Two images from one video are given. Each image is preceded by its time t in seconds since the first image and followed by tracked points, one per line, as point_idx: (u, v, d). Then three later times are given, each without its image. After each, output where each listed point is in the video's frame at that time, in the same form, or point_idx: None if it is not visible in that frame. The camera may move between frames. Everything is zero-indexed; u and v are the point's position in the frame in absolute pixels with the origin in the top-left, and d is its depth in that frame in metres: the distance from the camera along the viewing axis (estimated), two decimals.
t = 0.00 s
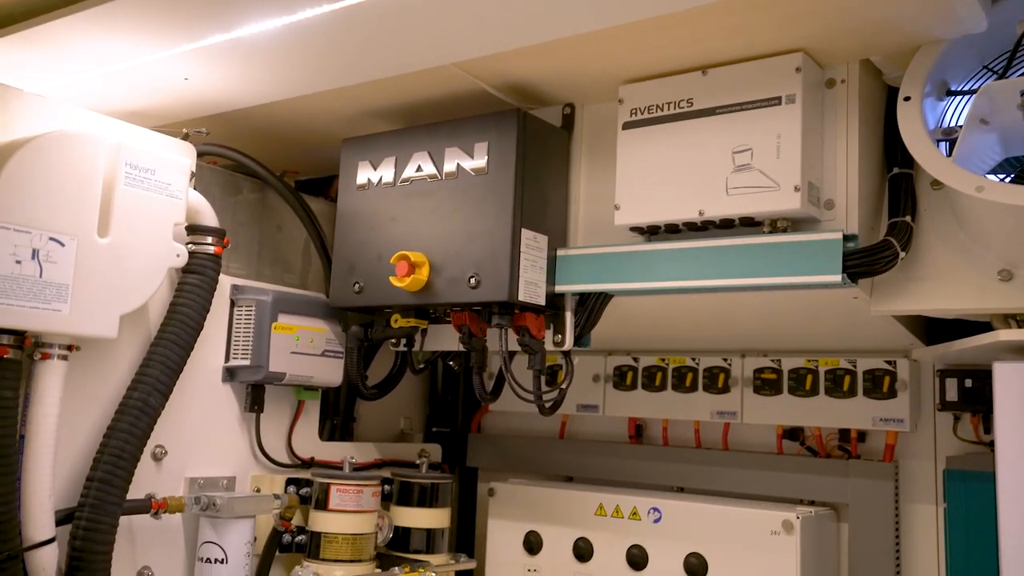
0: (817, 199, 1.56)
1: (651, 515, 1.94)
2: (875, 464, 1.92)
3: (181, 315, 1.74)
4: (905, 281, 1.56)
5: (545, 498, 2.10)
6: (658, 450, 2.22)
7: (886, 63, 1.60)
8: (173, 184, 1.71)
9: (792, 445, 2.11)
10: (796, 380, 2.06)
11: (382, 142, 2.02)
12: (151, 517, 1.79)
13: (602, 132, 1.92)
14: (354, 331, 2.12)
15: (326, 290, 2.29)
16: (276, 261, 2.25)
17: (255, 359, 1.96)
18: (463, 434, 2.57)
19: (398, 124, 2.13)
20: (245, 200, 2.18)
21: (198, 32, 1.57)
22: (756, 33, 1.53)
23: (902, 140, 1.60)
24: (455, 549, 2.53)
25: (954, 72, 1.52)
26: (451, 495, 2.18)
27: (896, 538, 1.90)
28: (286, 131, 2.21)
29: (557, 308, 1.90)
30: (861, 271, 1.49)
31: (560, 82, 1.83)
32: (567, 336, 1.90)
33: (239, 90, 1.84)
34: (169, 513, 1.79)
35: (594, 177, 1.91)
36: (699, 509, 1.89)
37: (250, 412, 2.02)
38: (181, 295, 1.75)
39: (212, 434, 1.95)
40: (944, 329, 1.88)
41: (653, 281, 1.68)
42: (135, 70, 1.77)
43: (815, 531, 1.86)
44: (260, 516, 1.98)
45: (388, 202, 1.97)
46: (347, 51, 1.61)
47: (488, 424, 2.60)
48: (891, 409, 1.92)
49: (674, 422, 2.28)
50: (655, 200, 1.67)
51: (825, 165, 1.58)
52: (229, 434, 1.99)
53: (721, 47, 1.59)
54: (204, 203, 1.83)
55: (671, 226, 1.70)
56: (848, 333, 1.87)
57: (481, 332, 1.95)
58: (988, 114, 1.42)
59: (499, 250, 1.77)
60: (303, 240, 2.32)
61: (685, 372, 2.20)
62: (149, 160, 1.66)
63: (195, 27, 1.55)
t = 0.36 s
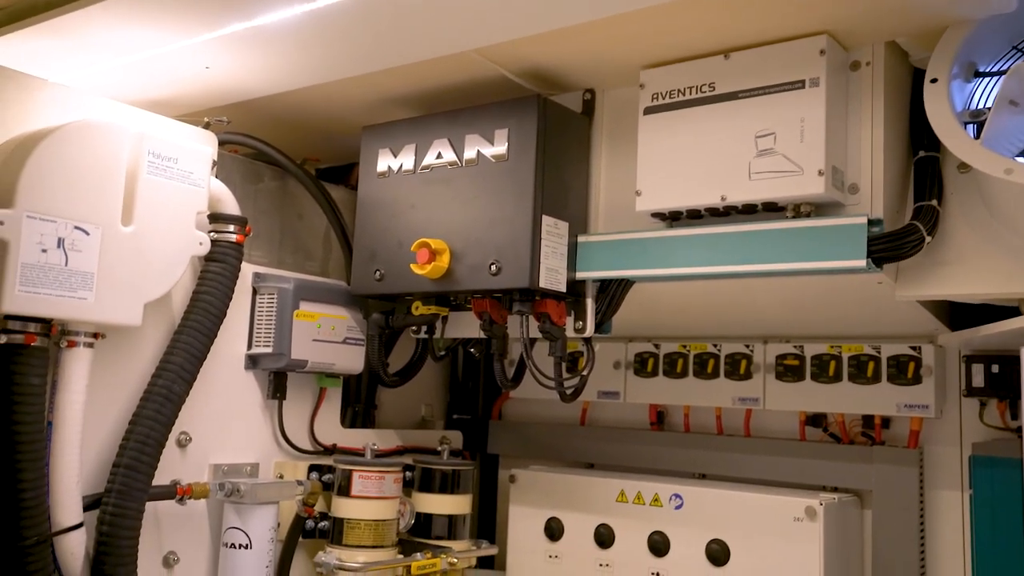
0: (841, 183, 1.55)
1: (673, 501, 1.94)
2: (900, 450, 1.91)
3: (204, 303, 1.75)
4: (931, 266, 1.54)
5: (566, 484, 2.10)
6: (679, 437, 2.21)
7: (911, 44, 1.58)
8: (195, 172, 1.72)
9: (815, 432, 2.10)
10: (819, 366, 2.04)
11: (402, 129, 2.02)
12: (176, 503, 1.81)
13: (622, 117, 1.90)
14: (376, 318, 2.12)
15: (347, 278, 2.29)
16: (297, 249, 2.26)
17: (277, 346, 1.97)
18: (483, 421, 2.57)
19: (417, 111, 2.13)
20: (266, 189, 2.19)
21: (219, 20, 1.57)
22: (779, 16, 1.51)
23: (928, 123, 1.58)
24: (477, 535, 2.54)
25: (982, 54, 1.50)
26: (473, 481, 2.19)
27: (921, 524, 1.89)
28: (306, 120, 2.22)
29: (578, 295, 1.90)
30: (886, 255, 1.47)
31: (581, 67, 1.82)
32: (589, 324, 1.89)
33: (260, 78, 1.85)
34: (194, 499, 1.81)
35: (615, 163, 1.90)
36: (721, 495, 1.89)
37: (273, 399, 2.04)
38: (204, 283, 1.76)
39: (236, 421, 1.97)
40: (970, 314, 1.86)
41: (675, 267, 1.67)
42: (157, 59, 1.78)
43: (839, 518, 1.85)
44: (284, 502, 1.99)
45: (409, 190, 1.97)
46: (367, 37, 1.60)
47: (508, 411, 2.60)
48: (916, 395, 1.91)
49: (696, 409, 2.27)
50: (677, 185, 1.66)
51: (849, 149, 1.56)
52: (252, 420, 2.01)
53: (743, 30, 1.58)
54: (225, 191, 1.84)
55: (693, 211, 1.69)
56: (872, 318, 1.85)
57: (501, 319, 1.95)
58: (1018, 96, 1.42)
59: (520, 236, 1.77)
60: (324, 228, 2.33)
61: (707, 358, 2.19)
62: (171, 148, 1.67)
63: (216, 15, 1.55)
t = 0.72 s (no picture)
0: (854, 167, 1.53)
1: (683, 487, 1.94)
2: (912, 436, 1.90)
3: (215, 289, 1.75)
4: (944, 251, 1.53)
5: (577, 470, 2.10)
6: (690, 422, 2.21)
7: (926, 26, 1.56)
8: (205, 159, 1.72)
9: (827, 417, 2.09)
10: (831, 352, 2.03)
11: (411, 114, 2.01)
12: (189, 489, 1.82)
13: (633, 102, 1.89)
14: (387, 305, 2.14)
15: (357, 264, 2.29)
16: (307, 235, 2.26)
17: (288, 332, 1.97)
18: (494, 407, 2.58)
19: (427, 96, 2.12)
20: (276, 175, 2.19)
21: (227, 6, 1.57)
22: None
23: (943, 106, 1.57)
24: (488, 521, 2.55)
25: (997, 35, 1.48)
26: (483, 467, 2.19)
27: (933, 510, 1.88)
28: (315, 106, 2.21)
29: (589, 281, 1.89)
30: (899, 240, 1.46)
31: (591, 51, 1.81)
32: (599, 309, 1.89)
33: (269, 64, 1.84)
34: (206, 485, 1.81)
35: (625, 148, 1.89)
36: (732, 481, 1.88)
37: (284, 385, 2.05)
38: (214, 270, 1.77)
39: (247, 407, 1.97)
40: (984, 299, 1.85)
41: (686, 253, 1.66)
42: (166, 46, 1.77)
43: (850, 504, 1.84)
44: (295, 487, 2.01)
45: (419, 176, 1.97)
46: (375, 22, 1.59)
47: (519, 397, 2.60)
48: (929, 380, 1.90)
49: (706, 395, 2.27)
50: (688, 169, 1.65)
51: (862, 133, 1.55)
52: (264, 406, 2.01)
53: (755, 13, 1.56)
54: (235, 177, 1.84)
55: (705, 196, 1.68)
56: (884, 303, 1.84)
57: (512, 305, 1.95)
58: None
59: (530, 222, 1.76)
60: (334, 215, 2.33)
61: (718, 344, 2.19)
62: (181, 135, 1.67)
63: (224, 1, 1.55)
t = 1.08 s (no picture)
0: (872, 151, 1.52)
1: (697, 474, 1.94)
2: (928, 423, 1.89)
3: (230, 276, 1.76)
4: (963, 236, 1.52)
5: (591, 457, 2.10)
6: (703, 409, 2.20)
7: (945, 9, 1.54)
8: (218, 146, 1.72)
9: (842, 404, 2.08)
10: (846, 339, 2.03)
11: (424, 101, 2.00)
12: (206, 475, 1.83)
13: (647, 87, 1.88)
14: (399, 292, 2.14)
15: (370, 251, 2.29)
16: (320, 222, 2.26)
17: (302, 319, 1.98)
18: (507, 394, 2.58)
19: (440, 83, 2.11)
20: (289, 162, 2.19)
21: None
22: None
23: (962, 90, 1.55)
24: (501, 507, 2.56)
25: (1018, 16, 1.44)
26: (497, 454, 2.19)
27: (950, 498, 1.88)
28: (328, 93, 2.21)
29: (602, 268, 1.89)
30: (918, 226, 1.44)
31: (605, 36, 1.79)
32: (612, 296, 1.89)
33: (281, 50, 1.84)
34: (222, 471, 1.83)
35: (639, 134, 1.88)
36: (747, 468, 1.88)
37: (298, 372, 2.05)
38: (229, 257, 1.77)
39: (262, 394, 1.98)
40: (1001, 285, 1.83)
41: (701, 239, 1.66)
42: (179, 33, 1.77)
43: (866, 492, 1.84)
44: (310, 473, 2.02)
45: (432, 162, 1.97)
46: (387, 8, 1.59)
47: (532, 384, 2.60)
48: (945, 367, 1.88)
49: (721, 382, 2.26)
50: (704, 155, 1.64)
51: (879, 117, 1.53)
52: (279, 393, 2.02)
53: None
54: (249, 165, 1.84)
55: (719, 182, 1.67)
56: (900, 290, 1.83)
57: (525, 292, 1.95)
58: None
59: (544, 209, 1.76)
60: (347, 202, 2.33)
61: (732, 331, 2.18)
62: (195, 122, 1.67)
63: None
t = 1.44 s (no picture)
0: (900, 134, 1.50)
1: (722, 459, 1.93)
2: (957, 408, 1.87)
3: (255, 262, 1.77)
4: (994, 219, 1.50)
5: (614, 442, 2.10)
6: (727, 394, 2.20)
7: None
8: (243, 133, 1.72)
9: (868, 389, 2.07)
10: (873, 323, 2.01)
11: (447, 86, 2.00)
12: (233, 459, 1.85)
13: (671, 70, 1.87)
14: (421, 278, 2.16)
15: (394, 237, 2.30)
16: (344, 208, 2.27)
17: (326, 305, 1.99)
18: (530, 379, 2.58)
19: (462, 67, 2.11)
20: (312, 148, 2.20)
21: None
22: None
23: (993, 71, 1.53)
24: (525, 491, 2.57)
25: None
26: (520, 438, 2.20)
27: (979, 483, 1.86)
28: (351, 79, 2.21)
29: (626, 253, 1.88)
30: (947, 209, 1.42)
31: (629, 19, 1.78)
32: (636, 281, 1.88)
33: (305, 36, 1.84)
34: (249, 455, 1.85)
35: (663, 118, 1.87)
36: (771, 453, 1.87)
37: (323, 357, 2.07)
38: (254, 243, 1.78)
39: (288, 379, 2.00)
40: None
41: (726, 224, 1.65)
42: (203, 20, 1.78)
43: (893, 477, 1.83)
44: (336, 458, 2.04)
45: (455, 148, 1.96)
46: None
47: (555, 369, 2.60)
48: (975, 351, 1.87)
49: (745, 367, 2.25)
50: (729, 138, 1.63)
51: (908, 99, 1.51)
52: (304, 378, 2.03)
53: None
54: (273, 151, 1.84)
55: (745, 166, 1.66)
56: (928, 274, 1.81)
57: (548, 277, 1.94)
58: None
59: (567, 194, 1.75)
60: (371, 187, 2.33)
61: (757, 316, 2.17)
62: (219, 109, 1.68)
63: None
